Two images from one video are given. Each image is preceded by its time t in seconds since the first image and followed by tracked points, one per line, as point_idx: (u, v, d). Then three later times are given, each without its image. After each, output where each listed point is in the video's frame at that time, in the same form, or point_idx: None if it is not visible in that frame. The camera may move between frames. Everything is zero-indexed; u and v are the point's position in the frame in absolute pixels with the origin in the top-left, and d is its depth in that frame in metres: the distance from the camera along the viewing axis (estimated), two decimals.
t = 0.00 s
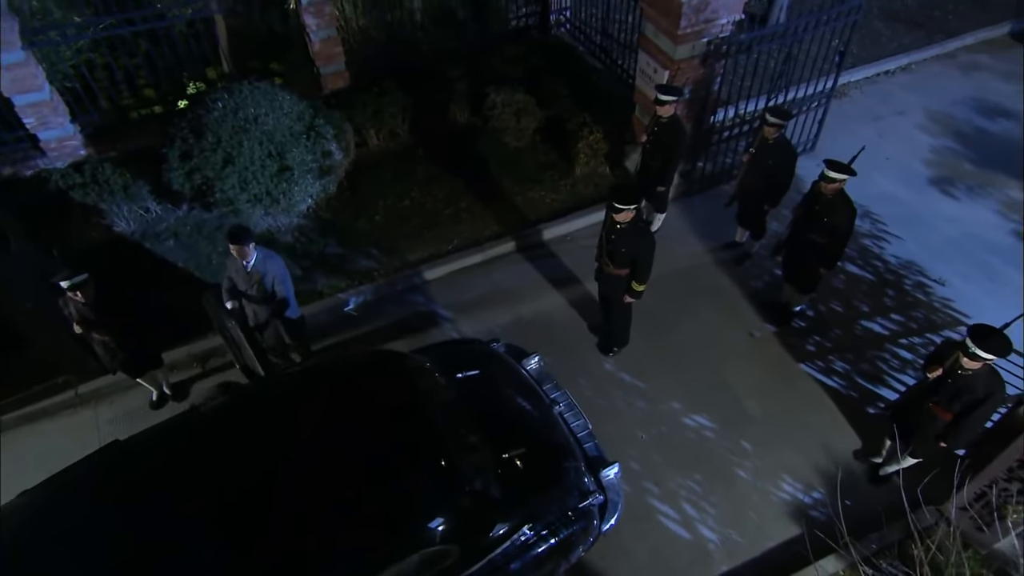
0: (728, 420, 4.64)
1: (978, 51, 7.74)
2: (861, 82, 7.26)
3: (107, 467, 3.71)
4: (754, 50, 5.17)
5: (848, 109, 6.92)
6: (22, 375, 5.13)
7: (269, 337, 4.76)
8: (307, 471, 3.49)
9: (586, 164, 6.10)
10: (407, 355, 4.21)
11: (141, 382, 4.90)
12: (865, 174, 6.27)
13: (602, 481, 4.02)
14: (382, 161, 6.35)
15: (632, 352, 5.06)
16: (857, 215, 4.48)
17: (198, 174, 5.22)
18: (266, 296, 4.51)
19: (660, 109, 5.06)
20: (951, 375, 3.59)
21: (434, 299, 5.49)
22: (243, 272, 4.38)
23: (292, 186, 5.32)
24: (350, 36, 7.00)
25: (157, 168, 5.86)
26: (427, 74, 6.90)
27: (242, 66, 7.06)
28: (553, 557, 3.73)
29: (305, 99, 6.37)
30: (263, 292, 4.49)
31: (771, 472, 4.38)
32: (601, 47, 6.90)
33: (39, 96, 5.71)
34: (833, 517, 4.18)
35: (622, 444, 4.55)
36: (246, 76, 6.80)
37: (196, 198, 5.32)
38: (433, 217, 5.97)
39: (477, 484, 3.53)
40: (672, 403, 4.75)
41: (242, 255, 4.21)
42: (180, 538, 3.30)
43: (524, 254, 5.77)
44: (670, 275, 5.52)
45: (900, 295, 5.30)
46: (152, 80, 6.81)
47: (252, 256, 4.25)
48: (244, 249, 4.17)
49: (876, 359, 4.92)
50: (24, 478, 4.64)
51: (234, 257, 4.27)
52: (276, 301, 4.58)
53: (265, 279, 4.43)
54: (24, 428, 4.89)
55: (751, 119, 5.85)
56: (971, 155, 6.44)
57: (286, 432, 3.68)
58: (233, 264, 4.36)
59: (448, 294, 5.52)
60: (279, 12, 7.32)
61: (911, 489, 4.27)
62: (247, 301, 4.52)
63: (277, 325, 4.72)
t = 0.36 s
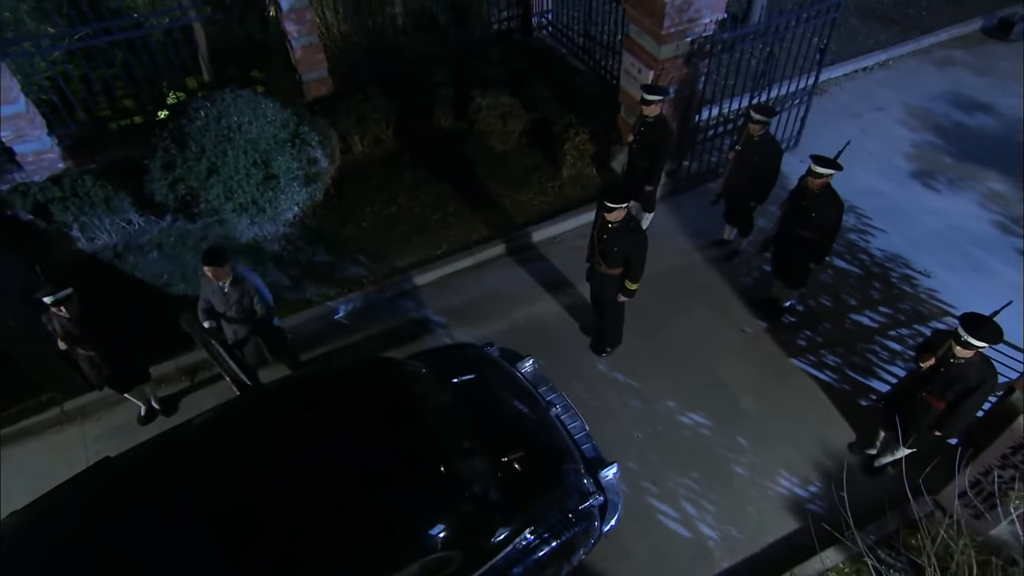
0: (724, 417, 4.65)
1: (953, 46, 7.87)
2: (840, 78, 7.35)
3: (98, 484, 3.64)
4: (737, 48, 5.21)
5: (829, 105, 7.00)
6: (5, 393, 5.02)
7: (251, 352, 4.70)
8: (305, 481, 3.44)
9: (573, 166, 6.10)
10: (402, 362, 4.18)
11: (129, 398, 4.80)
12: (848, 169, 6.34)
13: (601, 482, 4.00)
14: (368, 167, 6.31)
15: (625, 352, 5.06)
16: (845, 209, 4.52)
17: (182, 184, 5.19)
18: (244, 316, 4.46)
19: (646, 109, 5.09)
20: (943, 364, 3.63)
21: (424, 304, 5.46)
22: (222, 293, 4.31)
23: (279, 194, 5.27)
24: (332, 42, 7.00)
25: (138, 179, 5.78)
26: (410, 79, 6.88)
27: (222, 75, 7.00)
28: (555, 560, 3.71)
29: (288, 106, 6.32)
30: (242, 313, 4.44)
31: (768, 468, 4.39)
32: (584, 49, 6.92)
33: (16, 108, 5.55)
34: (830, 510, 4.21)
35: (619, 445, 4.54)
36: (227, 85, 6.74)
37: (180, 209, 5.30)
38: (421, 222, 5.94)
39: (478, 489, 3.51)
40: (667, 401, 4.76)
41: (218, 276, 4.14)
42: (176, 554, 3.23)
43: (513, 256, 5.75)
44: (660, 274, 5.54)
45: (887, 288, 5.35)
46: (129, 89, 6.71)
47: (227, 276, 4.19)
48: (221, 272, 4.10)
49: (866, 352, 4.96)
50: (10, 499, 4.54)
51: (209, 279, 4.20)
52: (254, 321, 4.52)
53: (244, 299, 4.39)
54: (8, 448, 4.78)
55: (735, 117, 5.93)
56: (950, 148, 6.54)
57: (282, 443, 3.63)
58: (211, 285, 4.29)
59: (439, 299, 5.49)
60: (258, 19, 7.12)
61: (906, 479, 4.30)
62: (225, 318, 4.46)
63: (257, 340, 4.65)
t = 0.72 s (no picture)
0: (720, 418, 4.66)
1: (929, 47, 8.01)
2: (822, 80, 7.44)
3: (90, 505, 3.57)
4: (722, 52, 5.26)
5: (812, 107, 7.08)
6: None
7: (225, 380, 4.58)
8: (303, 496, 3.40)
9: (561, 172, 6.11)
10: (399, 372, 4.15)
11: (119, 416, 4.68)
12: (833, 169, 6.41)
13: (601, 487, 3.98)
14: (355, 178, 6.28)
15: (620, 356, 5.06)
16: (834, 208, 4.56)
17: (168, 199, 5.11)
18: (210, 346, 4.35)
19: (634, 113, 5.10)
20: (937, 358, 3.66)
21: (416, 313, 5.42)
22: (182, 324, 4.21)
23: (267, 207, 5.23)
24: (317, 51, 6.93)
25: (122, 193, 5.71)
26: (396, 88, 6.87)
27: (205, 88, 6.95)
28: (558, 568, 3.67)
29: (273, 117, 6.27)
30: (206, 342, 4.32)
31: (766, 468, 4.40)
32: (568, 56, 6.96)
33: None
34: (829, 508, 4.22)
35: (617, 449, 4.52)
36: (211, 97, 6.70)
37: (166, 223, 5.24)
38: (410, 231, 5.91)
39: (479, 499, 3.48)
40: (664, 404, 4.76)
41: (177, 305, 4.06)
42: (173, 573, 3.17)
43: (504, 263, 5.74)
44: (651, 278, 5.55)
45: (876, 285, 5.40)
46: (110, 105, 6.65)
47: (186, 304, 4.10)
48: (181, 299, 4.02)
49: (858, 350, 4.99)
50: None
51: (168, 309, 4.11)
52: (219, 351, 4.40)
53: (209, 327, 4.30)
54: None
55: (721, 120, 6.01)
56: (932, 147, 6.63)
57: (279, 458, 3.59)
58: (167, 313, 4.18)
59: (431, 308, 5.46)
60: (241, 31, 6.97)
61: (903, 476, 4.32)
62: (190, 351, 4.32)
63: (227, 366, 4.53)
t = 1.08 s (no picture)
0: (717, 423, 4.66)
1: (910, 52, 8.12)
2: (806, 86, 7.52)
3: (84, 529, 3.51)
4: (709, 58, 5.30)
5: (798, 112, 7.16)
6: None
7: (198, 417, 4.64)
8: (303, 512, 3.35)
9: (552, 180, 6.12)
10: (396, 384, 4.13)
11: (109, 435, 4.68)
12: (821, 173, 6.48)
13: (603, 496, 3.95)
14: (346, 191, 6.26)
15: (616, 363, 5.05)
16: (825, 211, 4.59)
17: (157, 214, 5.03)
18: (180, 384, 4.44)
19: (624, 120, 5.12)
20: (934, 356, 3.69)
21: (410, 325, 5.39)
22: (151, 365, 4.23)
23: (258, 220, 5.19)
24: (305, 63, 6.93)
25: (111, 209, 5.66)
26: (384, 100, 6.86)
27: (192, 103, 6.91)
28: None
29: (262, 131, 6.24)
30: (176, 380, 4.40)
31: (764, 472, 4.40)
32: (556, 65, 6.99)
33: None
34: (829, 510, 4.22)
35: (616, 456, 4.50)
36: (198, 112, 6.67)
37: (154, 239, 5.19)
38: (402, 243, 5.89)
39: (481, 510, 3.44)
40: (661, 410, 4.75)
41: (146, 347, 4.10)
42: None
43: (498, 273, 5.73)
44: (645, 285, 5.56)
45: (868, 287, 5.44)
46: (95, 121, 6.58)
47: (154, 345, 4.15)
48: (150, 339, 4.06)
49: (853, 352, 5.02)
50: None
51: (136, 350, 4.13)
52: (184, 392, 4.48)
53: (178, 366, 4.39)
54: None
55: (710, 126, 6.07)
56: (916, 150, 6.72)
57: (277, 475, 3.54)
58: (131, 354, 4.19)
59: (425, 319, 5.42)
60: (226, 45, 6.94)
61: (901, 476, 4.33)
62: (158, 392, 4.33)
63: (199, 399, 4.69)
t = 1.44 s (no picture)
0: (720, 428, 4.64)
1: (900, 58, 8.20)
2: (798, 92, 7.58)
3: (82, 547, 3.45)
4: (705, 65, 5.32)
5: (791, 118, 7.20)
6: None
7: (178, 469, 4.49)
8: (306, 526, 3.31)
9: (548, 188, 6.14)
10: (399, 394, 4.12)
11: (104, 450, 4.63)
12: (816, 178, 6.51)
13: (608, 504, 3.95)
14: (342, 201, 6.24)
15: (617, 370, 5.03)
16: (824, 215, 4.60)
17: (152, 226, 4.96)
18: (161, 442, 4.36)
19: (621, 127, 5.13)
20: (937, 358, 3.70)
21: (409, 335, 5.36)
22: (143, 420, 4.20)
23: (255, 231, 5.16)
24: (300, 74, 6.83)
25: (105, 221, 5.62)
26: (378, 109, 6.85)
27: (185, 114, 6.89)
28: None
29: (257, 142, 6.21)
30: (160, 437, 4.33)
31: (768, 477, 4.37)
32: (550, 73, 7.00)
33: None
34: (834, 515, 4.20)
35: (618, 463, 4.48)
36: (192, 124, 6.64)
37: (150, 250, 5.10)
38: (399, 252, 5.87)
39: (487, 521, 3.39)
40: (664, 417, 4.72)
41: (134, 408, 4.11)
42: None
43: (497, 281, 5.71)
44: (644, 291, 5.56)
45: (866, 291, 5.46)
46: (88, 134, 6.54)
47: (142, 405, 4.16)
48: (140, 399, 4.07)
49: (853, 355, 5.02)
50: None
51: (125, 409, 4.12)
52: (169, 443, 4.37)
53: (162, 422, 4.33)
54: None
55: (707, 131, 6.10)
56: (909, 154, 6.77)
57: (279, 488, 3.50)
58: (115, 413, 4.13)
59: (424, 328, 5.39)
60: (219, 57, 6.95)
61: (904, 478, 4.33)
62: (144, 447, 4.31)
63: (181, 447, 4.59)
